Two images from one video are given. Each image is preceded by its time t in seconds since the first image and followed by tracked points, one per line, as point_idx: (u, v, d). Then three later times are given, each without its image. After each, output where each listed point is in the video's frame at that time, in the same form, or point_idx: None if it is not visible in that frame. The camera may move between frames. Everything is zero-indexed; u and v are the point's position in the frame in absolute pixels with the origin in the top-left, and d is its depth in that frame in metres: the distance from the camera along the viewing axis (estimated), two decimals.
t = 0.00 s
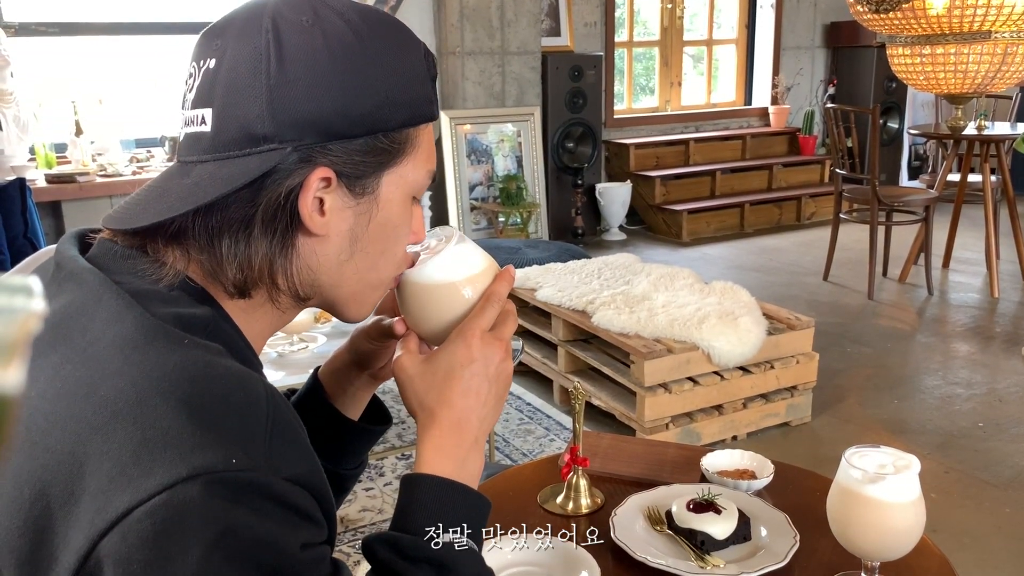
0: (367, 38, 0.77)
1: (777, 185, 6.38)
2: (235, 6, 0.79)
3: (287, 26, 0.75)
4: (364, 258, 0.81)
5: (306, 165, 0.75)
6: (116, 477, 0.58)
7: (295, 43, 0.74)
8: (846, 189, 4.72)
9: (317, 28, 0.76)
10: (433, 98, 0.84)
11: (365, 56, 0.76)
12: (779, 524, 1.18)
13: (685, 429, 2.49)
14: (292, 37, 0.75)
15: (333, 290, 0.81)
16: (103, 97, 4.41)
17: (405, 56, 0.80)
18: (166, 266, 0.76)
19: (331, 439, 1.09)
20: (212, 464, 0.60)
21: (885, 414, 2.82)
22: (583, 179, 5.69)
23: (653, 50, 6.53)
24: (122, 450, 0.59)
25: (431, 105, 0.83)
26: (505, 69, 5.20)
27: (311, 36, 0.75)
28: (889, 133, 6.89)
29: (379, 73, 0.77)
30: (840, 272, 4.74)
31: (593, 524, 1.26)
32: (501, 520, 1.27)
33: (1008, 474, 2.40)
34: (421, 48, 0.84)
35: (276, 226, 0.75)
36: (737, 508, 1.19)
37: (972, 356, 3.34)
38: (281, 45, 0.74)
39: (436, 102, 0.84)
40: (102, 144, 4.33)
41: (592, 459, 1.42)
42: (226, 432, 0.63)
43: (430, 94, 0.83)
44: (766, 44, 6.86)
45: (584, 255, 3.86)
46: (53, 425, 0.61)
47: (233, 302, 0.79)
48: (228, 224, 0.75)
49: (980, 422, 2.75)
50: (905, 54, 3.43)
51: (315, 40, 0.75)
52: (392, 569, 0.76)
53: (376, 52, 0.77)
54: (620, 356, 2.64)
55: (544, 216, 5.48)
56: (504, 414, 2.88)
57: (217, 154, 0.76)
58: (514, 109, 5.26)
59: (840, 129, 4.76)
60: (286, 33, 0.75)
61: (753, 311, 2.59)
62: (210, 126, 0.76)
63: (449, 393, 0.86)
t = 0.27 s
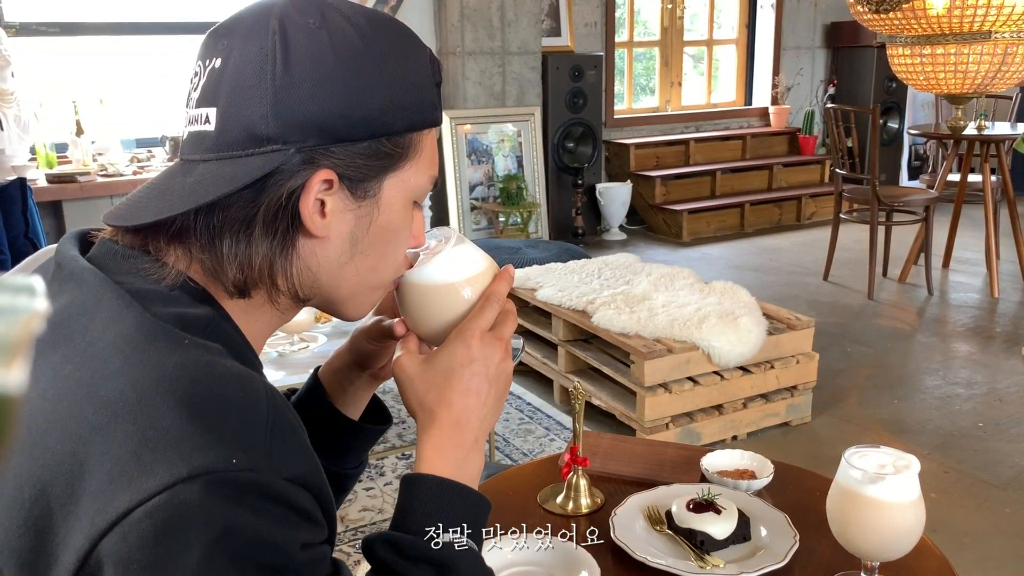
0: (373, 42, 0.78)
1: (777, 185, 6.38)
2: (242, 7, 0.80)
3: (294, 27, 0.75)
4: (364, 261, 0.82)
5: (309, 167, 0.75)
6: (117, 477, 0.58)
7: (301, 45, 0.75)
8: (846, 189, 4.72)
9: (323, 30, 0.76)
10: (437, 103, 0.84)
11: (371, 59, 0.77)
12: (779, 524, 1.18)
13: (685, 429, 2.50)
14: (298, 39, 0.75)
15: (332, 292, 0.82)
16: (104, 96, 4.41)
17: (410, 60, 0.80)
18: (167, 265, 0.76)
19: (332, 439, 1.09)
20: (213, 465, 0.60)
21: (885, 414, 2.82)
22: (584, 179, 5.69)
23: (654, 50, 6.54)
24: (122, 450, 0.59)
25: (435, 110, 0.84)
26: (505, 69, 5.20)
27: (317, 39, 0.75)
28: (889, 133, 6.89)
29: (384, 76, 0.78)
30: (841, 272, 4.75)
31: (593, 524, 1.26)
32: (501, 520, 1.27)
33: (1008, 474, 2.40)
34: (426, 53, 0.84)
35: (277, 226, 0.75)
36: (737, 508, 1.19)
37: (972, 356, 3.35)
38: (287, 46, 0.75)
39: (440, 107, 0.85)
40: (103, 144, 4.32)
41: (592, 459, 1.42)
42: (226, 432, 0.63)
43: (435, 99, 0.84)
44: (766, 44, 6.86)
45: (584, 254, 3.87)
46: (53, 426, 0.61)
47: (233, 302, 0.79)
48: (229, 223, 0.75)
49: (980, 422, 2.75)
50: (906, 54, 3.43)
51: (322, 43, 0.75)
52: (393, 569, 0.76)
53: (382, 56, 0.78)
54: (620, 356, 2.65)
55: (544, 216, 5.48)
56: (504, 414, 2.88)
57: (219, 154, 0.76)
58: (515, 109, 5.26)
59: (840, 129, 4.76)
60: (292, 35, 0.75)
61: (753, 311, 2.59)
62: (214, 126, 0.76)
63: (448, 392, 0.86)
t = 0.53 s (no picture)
0: (378, 44, 0.78)
1: (777, 185, 6.38)
2: (247, 6, 0.80)
3: (299, 28, 0.75)
4: (366, 261, 0.82)
5: (311, 168, 0.75)
6: (117, 476, 0.59)
7: (306, 45, 0.75)
8: (846, 189, 4.71)
9: (329, 32, 0.76)
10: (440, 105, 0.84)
11: (375, 61, 0.77)
12: (779, 524, 1.18)
13: (685, 429, 2.50)
14: (303, 39, 0.75)
15: (333, 294, 0.82)
16: (104, 96, 4.41)
17: (414, 63, 0.81)
18: (170, 264, 0.76)
19: (333, 438, 1.09)
20: (213, 464, 0.60)
21: (885, 414, 2.82)
22: (584, 179, 5.69)
23: (654, 50, 6.54)
24: (123, 449, 0.60)
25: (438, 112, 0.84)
26: (505, 69, 5.20)
27: (322, 40, 0.76)
28: (890, 133, 6.89)
29: (388, 78, 0.78)
30: (841, 272, 4.74)
31: (593, 523, 1.26)
32: (501, 520, 1.28)
33: (1008, 474, 2.40)
34: (431, 56, 0.84)
35: (279, 227, 0.75)
36: (737, 508, 1.19)
37: (972, 357, 3.35)
38: (292, 46, 0.75)
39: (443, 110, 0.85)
40: (104, 143, 4.30)
41: (593, 459, 1.42)
42: (227, 433, 0.63)
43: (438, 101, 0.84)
44: (766, 44, 6.86)
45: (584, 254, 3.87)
46: (53, 426, 0.61)
47: (234, 302, 0.79)
48: (231, 223, 0.75)
49: (981, 422, 2.75)
50: (907, 54, 3.43)
51: (327, 44, 0.75)
52: (394, 570, 0.76)
53: (386, 58, 0.78)
54: (620, 356, 2.65)
55: (545, 217, 5.48)
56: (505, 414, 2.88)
57: (223, 154, 0.76)
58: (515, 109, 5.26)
59: (841, 130, 4.76)
60: (298, 35, 0.75)
61: (753, 311, 2.59)
62: (218, 125, 0.76)
63: (448, 392, 0.87)
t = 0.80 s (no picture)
0: (381, 45, 0.78)
1: (778, 185, 6.38)
2: (251, 7, 0.80)
3: (301, 29, 0.75)
4: (368, 263, 0.82)
5: (314, 169, 0.75)
6: (119, 477, 0.59)
7: (309, 46, 0.75)
8: (847, 189, 4.71)
9: (332, 32, 0.76)
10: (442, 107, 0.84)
11: (377, 63, 0.77)
12: (780, 524, 1.18)
13: (686, 429, 2.50)
14: (306, 40, 0.75)
15: (335, 295, 0.82)
16: (104, 97, 4.41)
17: (417, 65, 0.81)
18: (173, 265, 0.76)
19: (334, 438, 1.09)
20: (215, 464, 0.60)
21: (886, 414, 2.82)
22: (584, 179, 5.69)
23: (654, 50, 6.54)
24: (125, 449, 0.60)
25: (440, 113, 0.84)
26: (505, 69, 5.20)
27: (325, 41, 0.76)
28: (890, 133, 6.89)
29: (391, 79, 0.78)
30: (842, 272, 4.74)
31: (594, 524, 1.26)
32: (502, 520, 1.28)
33: (1009, 474, 2.40)
34: (434, 57, 0.84)
35: (281, 228, 0.76)
36: (738, 508, 1.19)
37: (973, 357, 3.35)
38: (294, 47, 0.75)
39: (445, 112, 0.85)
40: (105, 143, 4.29)
41: (593, 459, 1.42)
42: (228, 433, 0.63)
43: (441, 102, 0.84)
44: (767, 44, 6.86)
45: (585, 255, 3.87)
46: (56, 426, 0.61)
47: (236, 303, 0.79)
48: (234, 224, 0.75)
49: (981, 422, 2.75)
50: (907, 55, 3.43)
51: (329, 45, 0.75)
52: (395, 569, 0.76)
53: (388, 59, 0.78)
54: (620, 356, 2.65)
55: (545, 217, 5.48)
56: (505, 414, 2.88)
57: (225, 155, 0.76)
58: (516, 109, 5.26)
59: (841, 130, 4.76)
60: (301, 35, 0.75)
61: (754, 311, 2.59)
62: (220, 125, 0.76)
63: (450, 392, 0.87)
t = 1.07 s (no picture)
0: (380, 45, 0.78)
1: (778, 186, 6.38)
2: (249, 7, 0.80)
3: (300, 29, 0.75)
4: (367, 263, 0.82)
5: (313, 170, 0.75)
6: (119, 477, 0.59)
7: (308, 46, 0.75)
8: (847, 190, 4.70)
9: (331, 32, 0.76)
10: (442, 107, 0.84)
11: (377, 62, 0.77)
12: (780, 524, 1.18)
13: (686, 429, 2.49)
14: (305, 40, 0.75)
15: (335, 295, 0.82)
16: (105, 97, 4.41)
17: (417, 65, 0.80)
18: (172, 266, 0.76)
19: (333, 438, 1.09)
20: (215, 465, 0.60)
21: (886, 415, 2.82)
22: (585, 180, 5.69)
23: (655, 51, 6.54)
24: (125, 449, 0.59)
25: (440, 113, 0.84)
26: (506, 70, 5.20)
27: (324, 40, 0.75)
28: (891, 134, 6.89)
29: (390, 79, 0.78)
30: (842, 273, 4.74)
31: (594, 525, 1.26)
32: (503, 521, 1.27)
33: (1010, 475, 2.40)
34: (434, 57, 0.84)
35: (280, 229, 0.75)
36: (738, 509, 1.19)
37: (973, 358, 3.34)
38: (293, 47, 0.74)
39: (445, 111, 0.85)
40: (105, 143, 4.29)
41: (593, 460, 1.42)
42: (228, 433, 0.63)
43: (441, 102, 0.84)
44: (767, 44, 6.86)
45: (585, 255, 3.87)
46: (56, 426, 0.61)
47: (236, 304, 0.79)
48: (233, 224, 0.75)
49: (982, 423, 2.75)
50: (907, 55, 3.43)
51: (328, 44, 0.75)
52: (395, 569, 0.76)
53: (387, 59, 0.78)
54: (621, 357, 2.65)
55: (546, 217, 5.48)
56: (505, 415, 2.88)
57: (224, 156, 0.76)
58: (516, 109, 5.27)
59: (842, 131, 4.76)
60: (299, 35, 0.75)
61: (754, 312, 2.59)
62: (219, 126, 0.76)
63: (449, 393, 0.86)
